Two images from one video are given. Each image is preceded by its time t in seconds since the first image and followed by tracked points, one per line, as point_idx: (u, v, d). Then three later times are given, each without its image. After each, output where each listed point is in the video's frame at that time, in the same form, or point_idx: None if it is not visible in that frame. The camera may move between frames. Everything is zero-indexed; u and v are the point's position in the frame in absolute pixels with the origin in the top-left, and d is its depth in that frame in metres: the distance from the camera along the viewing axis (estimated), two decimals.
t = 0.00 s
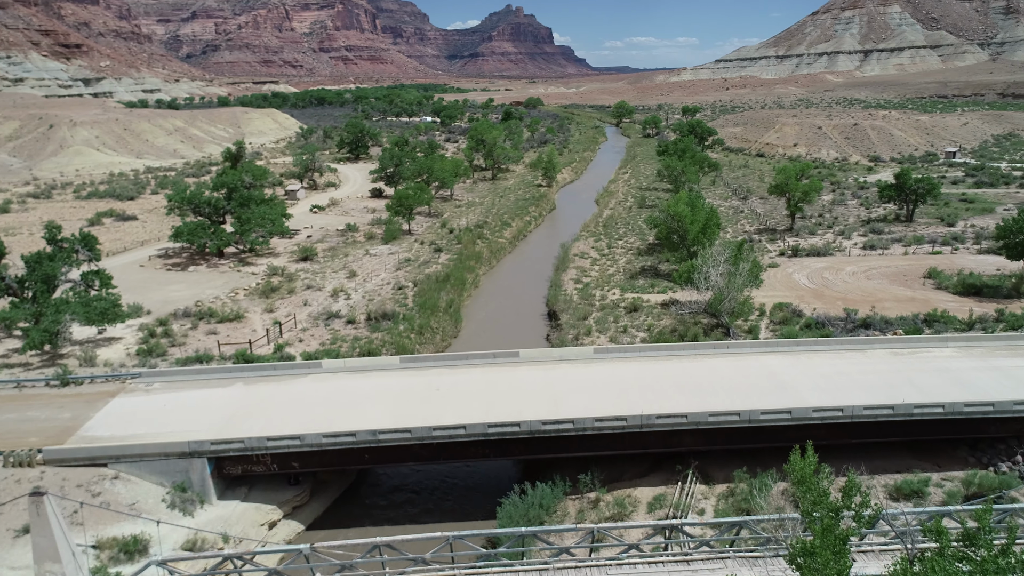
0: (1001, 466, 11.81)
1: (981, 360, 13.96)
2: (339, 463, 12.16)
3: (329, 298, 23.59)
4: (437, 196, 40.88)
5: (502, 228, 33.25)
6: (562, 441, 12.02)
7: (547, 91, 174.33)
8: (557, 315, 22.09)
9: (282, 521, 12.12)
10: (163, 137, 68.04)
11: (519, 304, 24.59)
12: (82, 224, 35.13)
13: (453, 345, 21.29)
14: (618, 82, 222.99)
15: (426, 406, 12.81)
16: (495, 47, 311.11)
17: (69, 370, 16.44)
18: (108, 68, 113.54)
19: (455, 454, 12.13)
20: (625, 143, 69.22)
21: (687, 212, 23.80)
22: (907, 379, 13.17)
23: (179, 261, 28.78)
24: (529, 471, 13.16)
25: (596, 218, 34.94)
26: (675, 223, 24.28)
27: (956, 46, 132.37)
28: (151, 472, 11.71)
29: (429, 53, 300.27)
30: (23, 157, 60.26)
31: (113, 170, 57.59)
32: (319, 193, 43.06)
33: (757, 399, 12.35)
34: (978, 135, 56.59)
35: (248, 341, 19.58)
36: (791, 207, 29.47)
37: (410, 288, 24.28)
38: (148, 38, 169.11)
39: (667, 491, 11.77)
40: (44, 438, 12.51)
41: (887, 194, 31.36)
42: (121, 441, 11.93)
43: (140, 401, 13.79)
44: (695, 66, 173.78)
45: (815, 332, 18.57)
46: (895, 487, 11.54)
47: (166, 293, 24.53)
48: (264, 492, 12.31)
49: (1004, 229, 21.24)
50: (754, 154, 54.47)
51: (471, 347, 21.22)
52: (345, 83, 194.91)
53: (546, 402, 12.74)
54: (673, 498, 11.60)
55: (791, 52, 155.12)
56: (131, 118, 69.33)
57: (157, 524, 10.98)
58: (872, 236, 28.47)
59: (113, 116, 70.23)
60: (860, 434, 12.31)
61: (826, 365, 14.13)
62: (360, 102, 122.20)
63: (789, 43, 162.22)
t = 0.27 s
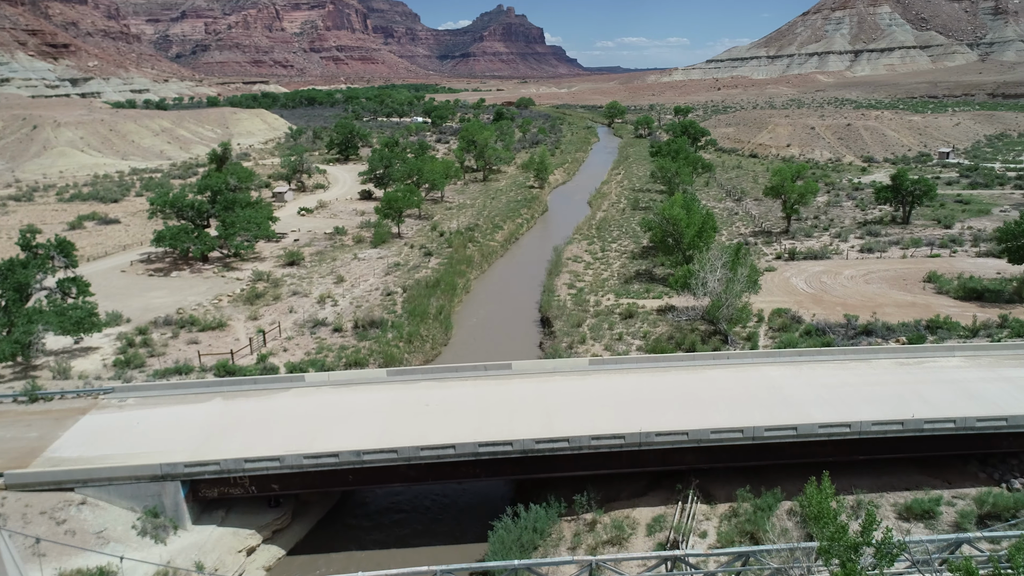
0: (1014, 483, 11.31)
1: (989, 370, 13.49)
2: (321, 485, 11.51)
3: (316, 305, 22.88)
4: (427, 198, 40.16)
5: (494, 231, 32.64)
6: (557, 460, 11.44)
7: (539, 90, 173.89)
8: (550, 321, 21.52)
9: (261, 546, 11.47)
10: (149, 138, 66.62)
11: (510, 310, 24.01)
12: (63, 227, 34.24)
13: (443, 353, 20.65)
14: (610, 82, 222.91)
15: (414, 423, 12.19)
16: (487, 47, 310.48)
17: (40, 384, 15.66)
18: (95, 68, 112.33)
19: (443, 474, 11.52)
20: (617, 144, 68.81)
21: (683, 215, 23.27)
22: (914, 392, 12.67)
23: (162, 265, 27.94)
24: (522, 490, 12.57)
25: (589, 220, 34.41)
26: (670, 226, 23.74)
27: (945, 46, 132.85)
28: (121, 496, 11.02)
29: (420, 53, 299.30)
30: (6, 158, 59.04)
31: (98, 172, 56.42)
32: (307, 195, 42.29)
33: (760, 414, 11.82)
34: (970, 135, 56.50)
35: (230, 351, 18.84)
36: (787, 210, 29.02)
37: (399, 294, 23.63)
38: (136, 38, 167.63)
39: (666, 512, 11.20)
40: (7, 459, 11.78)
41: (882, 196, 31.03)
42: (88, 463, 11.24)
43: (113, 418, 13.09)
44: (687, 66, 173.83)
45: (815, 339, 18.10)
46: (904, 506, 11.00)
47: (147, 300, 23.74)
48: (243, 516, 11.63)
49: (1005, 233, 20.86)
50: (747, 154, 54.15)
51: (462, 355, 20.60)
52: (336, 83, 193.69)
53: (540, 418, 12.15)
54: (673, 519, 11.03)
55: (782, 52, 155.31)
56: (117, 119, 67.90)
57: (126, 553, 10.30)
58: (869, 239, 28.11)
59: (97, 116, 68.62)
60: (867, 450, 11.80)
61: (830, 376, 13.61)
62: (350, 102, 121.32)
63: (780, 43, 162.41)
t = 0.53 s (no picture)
0: None
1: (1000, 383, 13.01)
2: (302, 509, 10.88)
3: (302, 312, 22.19)
4: (418, 200, 39.46)
5: (486, 234, 32.03)
6: (552, 481, 10.85)
7: (531, 91, 173.43)
8: (544, 329, 20.95)
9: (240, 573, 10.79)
10: (135, 139, 64.54)
11: (503, 316, 23.43)
12: (43, 231, 33.31)
13: (434, 362, 20.05)
14: (602, 83, 222.68)
15: (401, 442, 11.57)
16: (478, 47, 309.75)
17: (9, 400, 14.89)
18: (84, 68, 111.20)
19: (433, 496, 10.90)
20: (610, 144, 68.37)
21: (679, 218, 22.73)
22: (922, 407, 12.18)
23: (144, 271, 27.10)
24: (516, 510, 11.97)
25: (583, 222, 33.86)
26: (666, 229, 23.20)
27: (936, 46, 133.23)
28: (87, 524, 10.33)
29: (411, 53, 298.17)
30: None
31: (83, 174, 54.70)
32: (296, 197, 41.50)
33: (765, 430, 11.27)
34: (963, 135, 56.36)
35: (212, 362, 18.09)
36: (784, 212, 28.58)
37: (388, 300, 22.96)
38: (125, 37, 166.16)
39: (668, 534, 10.61)
40: None
41: (879, 198, 30.68)
42: (53, 489, 10.55)
43: (82, 437, 12.37)
44: (678, 66, 173.81)
45: (816, 347, 17.63)
46: (916, 527, 10.46)
47: (127, 307, 22.90)
48: (219, 542, 10.97)
49: (1007, 237, 20.46)
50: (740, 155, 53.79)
51: (453, 364, 20.01)
52: (327, 83, 192.56)
53: (534, 435, 11.56)
54: (674, 543, 10.46)
55: (773, 52, 155.45)
56: (103, 120, 65.88)
57: None
58: (867, 242, 27.74)
59: (83, 117, 66.35)
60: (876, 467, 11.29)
61: (836, 388, 13.08)
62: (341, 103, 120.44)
63: (772, 44, 162.50)
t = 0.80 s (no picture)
0: None
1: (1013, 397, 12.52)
2: (283, 536, 10.25)
3: (289, 319, 21.50)
4: (410, 202, 38.76)
5: (479, 237, 31.42)
6: (548, 504, 10.28)
7: (524, 91, 172.93)
8: (538, 336, 20.39)
9: None
10: (123, 140, 62.24)
11: (496, 323, 22.82)
12: (25, 235, 32.40)
13: (425, 371, 19.45)
14: (595, 83, 222.40)
15: (389, 463, 10.96)
16: (471, 47, 309.04)
17: None
18: (73, 68, 110.11)
19: (422, 522, 10.31)
20: (604, 144, 67.89)
21: (676, 222, 22.19)
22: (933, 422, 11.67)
23: (128, 276, 26.26)
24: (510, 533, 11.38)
25: (578, 225, 33.31)
26: (663, 233, 22.66)
27: (928, 46, 133.44)
28: (52, 555, 9.69)
29: (404, 53, 297.02)
30: None
31: (69, 175, 52.63)
32: (286, 199, 40.73)
33: (772, 451, 10.74)
34: (958, 135, 56.16)
35: (193, 373, 17.36)
36: (782, 214, 28.11)
37: (378, 306, 22.30)
38: (116, 37, 164.87)
39: (670, 560, 10.01)
40: None
41: (878, 200, 30.27)
42: (16, 518, 9.89)
43: (50, 459, 11.67)
44: (672, 66, 173.70)
45: (819, 355, 17.14)
46: (931, 551, 9.88)
47: (108, 315, 22.11)
48: (195, 571, 10.33)
49: (1011, 241, 20.04)
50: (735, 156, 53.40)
51: (445, 373, 19.42)
52: (319, 83, 191.37)
53: (529, 456, 10.98)
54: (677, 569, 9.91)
55: (766, 52, 155.44)
56: (91, 121, 63.09)
57: None
58: (866, 245, 27.31)
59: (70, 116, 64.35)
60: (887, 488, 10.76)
61: (844, 402, 12.56)
62: (334, 102, 119.56)
63: (765, 43, 162.49)
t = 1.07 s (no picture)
0: None
1: None
2: (263, 566, 9.65)
3: (277, 328, 20.82)
4: (403, 204, 38.08)
5: (473, 240, 30.82)
6: (545, 531, 9.71)
7: (519, 91, 172.44)
8: (534, 345, 19.81)
9: None
10: (113, 141, 60.74)
11: (490, 330, 22.22)
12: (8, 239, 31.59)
13: (417, 382, 18.86)
14: (589, 83, 222.02)
15: (376, 487, 10.37)
16: (466, 47, 308.27)
17: None
18: (64, 69, 109.35)
19: (409, 551, 9.72)
20: (599, 145, 67.36)
21: (675, 225, 21.66)
22: (947, 441, 11.14)
23: (112, 281, 25.44)
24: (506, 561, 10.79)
25: (574, 227, 32.76)
26: (661, 237, 22.13)
27: (921, 46, 133.48)
28: None
29: (398, 53, 295.98)
30: None
31: (57, 177, 51.17)
32: (276, 201, 40.00)
33: (781, 473, 10.20)
34: (955, 136, 55.84)
35: (175, 385, 16.65)
36: (782, 217, 27.61)
37: (370, 313, 21.67)
38: (108, 37, 163.81)
39: None
40: None
41: (878, 202, 29.81)
42: None
43: (17, 482, 11.01)
44: (666, 67, 173.44)
45: (824, 364, 16.65)
46: None
47: (90, 323, 21.34)
48: None
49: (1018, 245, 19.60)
50: (732, 157, 52.98)
51: (438, 383, 18.84)
52: (313, 83, 190.41)
53: (525, 478, 10.40)
54: None
55: (760, 52, 155.29)
56: (79, 121, 61.65)
57: None
58: (867, 248, 26.85)
59: (57, 117, 62.74)
60: (900, 510, 10.25)
61: (854, 418, 12.01)
62: (327, 103, 118.77)
63: (759, 44, 162.38)
